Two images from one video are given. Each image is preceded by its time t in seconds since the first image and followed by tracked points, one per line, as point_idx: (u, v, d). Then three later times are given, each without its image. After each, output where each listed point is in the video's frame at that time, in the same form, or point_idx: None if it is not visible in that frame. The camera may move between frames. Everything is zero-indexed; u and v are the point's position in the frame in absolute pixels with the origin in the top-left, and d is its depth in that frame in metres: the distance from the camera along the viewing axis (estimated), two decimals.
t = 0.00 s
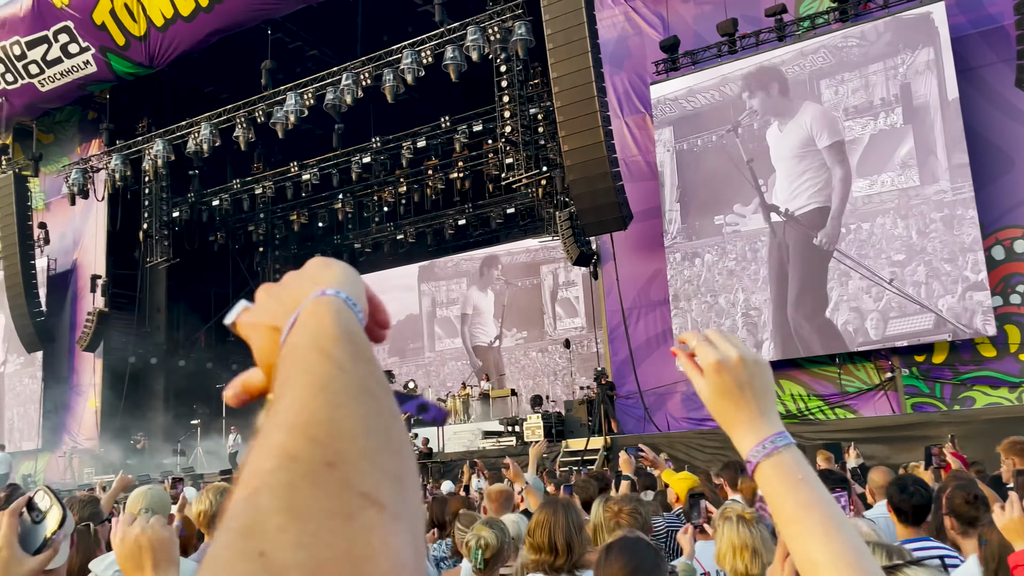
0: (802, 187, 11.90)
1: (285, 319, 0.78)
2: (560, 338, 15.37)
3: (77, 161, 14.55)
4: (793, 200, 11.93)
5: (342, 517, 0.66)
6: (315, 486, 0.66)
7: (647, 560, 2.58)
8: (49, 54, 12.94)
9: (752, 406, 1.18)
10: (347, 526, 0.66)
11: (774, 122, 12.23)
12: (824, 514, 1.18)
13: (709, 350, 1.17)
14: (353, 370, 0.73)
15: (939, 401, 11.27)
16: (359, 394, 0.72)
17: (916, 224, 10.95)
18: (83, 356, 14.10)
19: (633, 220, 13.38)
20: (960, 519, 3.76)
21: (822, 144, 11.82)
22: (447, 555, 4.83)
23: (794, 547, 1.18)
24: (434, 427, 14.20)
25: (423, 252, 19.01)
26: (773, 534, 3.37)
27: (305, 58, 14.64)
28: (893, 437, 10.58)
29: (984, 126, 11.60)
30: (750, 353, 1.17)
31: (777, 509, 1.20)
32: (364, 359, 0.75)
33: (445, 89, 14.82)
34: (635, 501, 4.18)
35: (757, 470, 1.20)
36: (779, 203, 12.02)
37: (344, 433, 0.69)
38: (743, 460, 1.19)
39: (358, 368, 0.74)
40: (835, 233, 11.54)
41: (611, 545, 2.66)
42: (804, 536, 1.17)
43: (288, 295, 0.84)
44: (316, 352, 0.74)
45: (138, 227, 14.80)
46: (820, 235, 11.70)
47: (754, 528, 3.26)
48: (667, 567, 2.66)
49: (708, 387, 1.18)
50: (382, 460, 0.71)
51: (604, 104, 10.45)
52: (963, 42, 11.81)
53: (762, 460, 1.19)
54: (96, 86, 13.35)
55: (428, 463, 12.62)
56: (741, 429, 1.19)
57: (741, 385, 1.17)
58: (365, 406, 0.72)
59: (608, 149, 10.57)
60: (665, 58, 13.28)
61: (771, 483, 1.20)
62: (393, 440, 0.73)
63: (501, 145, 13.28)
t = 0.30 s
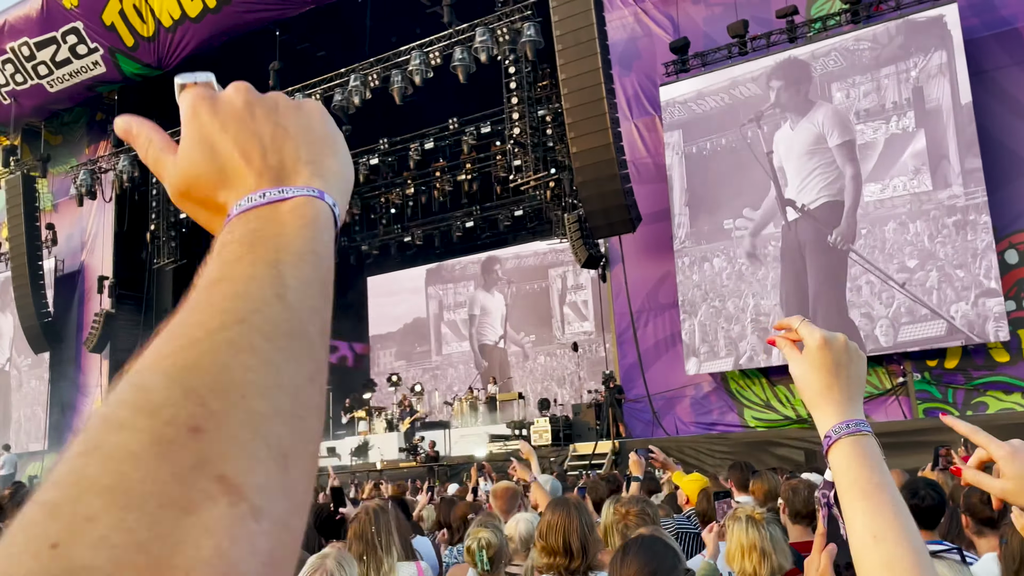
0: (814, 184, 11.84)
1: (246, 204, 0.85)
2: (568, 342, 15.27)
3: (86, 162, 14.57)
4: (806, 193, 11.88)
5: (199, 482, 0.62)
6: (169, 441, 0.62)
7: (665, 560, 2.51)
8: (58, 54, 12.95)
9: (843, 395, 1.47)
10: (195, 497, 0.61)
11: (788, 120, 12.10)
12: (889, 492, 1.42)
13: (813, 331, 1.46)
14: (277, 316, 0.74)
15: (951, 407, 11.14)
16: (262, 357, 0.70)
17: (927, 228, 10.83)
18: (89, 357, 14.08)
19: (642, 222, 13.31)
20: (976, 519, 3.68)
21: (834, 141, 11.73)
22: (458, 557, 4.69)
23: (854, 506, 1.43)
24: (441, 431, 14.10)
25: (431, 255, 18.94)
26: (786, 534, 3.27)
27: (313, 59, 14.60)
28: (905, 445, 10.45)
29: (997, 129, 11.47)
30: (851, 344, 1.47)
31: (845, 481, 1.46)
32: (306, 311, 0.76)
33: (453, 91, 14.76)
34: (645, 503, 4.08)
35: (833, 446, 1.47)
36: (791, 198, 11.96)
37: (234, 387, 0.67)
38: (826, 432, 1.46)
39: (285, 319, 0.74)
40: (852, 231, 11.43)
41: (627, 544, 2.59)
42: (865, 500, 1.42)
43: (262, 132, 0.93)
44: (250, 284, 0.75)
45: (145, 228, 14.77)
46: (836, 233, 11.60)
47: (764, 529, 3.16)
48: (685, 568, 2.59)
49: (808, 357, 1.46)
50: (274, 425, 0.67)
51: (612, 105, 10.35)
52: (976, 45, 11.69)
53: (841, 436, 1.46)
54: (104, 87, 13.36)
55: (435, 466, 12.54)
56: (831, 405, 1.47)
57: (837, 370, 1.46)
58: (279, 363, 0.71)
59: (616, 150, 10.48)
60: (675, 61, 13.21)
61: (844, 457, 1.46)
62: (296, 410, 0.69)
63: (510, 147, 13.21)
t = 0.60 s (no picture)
0: (809, 194, 11.83)
1: (93, 196, 0.87)
2: (566, 347, 15.25)
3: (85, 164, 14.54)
4: (800, 202, 11.86)
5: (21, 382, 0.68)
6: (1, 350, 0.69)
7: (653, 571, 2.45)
8: (58, 57, 12.96)
9: (746, 408, 1.19)
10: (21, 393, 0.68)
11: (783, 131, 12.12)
12: (825, 517, 1.17)
13: (703, 345, 1.18)
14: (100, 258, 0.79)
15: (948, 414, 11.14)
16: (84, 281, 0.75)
17: (924, 237, 10.85)
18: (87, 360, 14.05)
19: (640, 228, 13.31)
20: (972, 525, 3.67)
21: (827, 150, 11.75)
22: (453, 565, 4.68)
23: (788, 548, 1.16)
24: (439, 435, 14.09)
25: (429, 259, 18.94)
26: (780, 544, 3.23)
27: (313, 63, 14.62)
28: (901, 449, 10.44)
29: (994, 136, 11.50)
30: (743, 348, 1.19)
31: (773, 519, 1.19)
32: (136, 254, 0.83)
33: (452, 97, 14.79)
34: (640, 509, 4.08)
35: (751, 473, 1.20)
36: (785, 203, 11.96)
37: (53, 306, 0.72)
38: (739, 460, 1.19)
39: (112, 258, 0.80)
40: (844, 232, 11.47)
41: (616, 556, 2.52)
42: (797, 539, 1.15)
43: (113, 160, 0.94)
44: (81, 244, 0.80)
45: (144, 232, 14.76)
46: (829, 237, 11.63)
47: (757, 538, 3.14)
48: None
49: (701, 378, 1.18)
50: (96, 337, 0.73)
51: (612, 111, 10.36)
52: (975, 52, 11.72)
53: (759, 461, 1.19)
54: (104, 90, 13.36)
55: (432, 471, 12.50)
56: (735, 428, 1.20)
57: (734, 383, 1.17)
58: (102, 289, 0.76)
59: (615, 156, 10.49)
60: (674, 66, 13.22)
61: (764, 486, 1.20)
62: (119, 322, 0.76)
63: (509, 151, 13.22)
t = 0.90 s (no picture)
0: (804, 199, 11.81)
1: None
2: (560, 351, 15.29)
3: (79, 166, 14.52)
4: (799, 203, 11.82)
5: None
6: None
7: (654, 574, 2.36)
8: (53, 59, 12.98)
9: (720, 447, 1.03)
10: None
11: (772, 139, 12.14)
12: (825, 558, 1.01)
13: (669, 395, 1.01)
14: None
15: (940, 418, 11.20)
16: None
17: (916, 244, 10.93)
18: (81, 362, 14.04)
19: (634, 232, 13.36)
20: (963, 533, 3.70)
21: (819, 157, 11.81)
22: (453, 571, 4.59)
23: None
24: (433, 438, 14.11)
25: (424, 262, 18.99)
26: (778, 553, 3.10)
27: (308, 66, 14.67)
28: (889, 453, 10.53)
29: (986, 142, 11.59)
30: (710, 388, 1.03)
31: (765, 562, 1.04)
32: None
33: (447, 101, 14.84)
34: (640, 515, 4.13)
35: (735, 519, 1.05)
36: (783, 202, 11.94)
37: None
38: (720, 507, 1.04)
39: None
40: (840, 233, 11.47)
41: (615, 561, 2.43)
42: None
43: None
44: None
45: (138, 233, 14.77)
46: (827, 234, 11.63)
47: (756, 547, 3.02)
48: None
49: (669, 433, 1.01)
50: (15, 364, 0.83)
51: (606, 116, 10.41)
52: (967, 59, 11.81)
53: (742, 505, 1.04)
54: (99, 92, 13.38)
55: (426, 473, 12.50)
56: (714, 471, 1.04)
57: (705, 428, 1.01)
58: None
59: (608, 161, 10.54)
60: (668, 71, 13.29)
61: (754, 532, 1.05)
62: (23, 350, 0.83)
63: (503, 155, 13.27)
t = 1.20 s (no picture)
0: (792, 203, 11.87)
1: None
2: (549, 354, 15.29)
3: (65, 168, 14.44)
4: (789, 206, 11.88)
5: (120, 462, 0.58)
6: (62, 486, 0.55)
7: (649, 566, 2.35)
8: (40, 59, 12.89)
9: (779, 404, 1.21)
10: (148, 469, 0.59)
11: (755, 147, 12.24)
12: (849, 509, 1.16)
13: (746, 348, 1.23)
14: None
15: (926, 421, 11.26)
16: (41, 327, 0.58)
17: (902, 250, 10.98)
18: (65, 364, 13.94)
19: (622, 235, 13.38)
20: (952, 534, 3.72)
21: (803, 163, 11.87)
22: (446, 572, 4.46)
23: (812, 536, 1.17)
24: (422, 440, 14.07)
25: (412, 265, 18.96)
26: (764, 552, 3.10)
27: (297, 68, 14.65)
28: (873, 456, 10.59)
29: (973, 147, 11.67)
30: (779, 351, 1.22)
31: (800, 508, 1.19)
32: None
33: (437, 104, 14.84)
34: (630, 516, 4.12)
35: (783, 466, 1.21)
36: (775, 201, 12.00)
37: (72, 368, 0.58)
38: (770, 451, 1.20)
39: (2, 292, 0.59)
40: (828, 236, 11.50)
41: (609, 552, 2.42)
42: (821, 524, 1.15)
43: None
44: None
45: (125, 235, 14.69)
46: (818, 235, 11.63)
47: (746, 547, 2.97)
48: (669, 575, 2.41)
49: (738, 384, 1.22)
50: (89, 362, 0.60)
51: (595, 119, 10.43)
52: (953, 64, 11.89)
53: (787, 455, 1.20)
54: (86, 92, 13.29)
55: (414, 476, 12.45)
56: (766, 420, 1.21)
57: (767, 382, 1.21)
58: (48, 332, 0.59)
59: (597, 164, 10.55)
60: (657, 75, 13.32)
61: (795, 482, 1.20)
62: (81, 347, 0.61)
63: (492, 158, 13.28)
